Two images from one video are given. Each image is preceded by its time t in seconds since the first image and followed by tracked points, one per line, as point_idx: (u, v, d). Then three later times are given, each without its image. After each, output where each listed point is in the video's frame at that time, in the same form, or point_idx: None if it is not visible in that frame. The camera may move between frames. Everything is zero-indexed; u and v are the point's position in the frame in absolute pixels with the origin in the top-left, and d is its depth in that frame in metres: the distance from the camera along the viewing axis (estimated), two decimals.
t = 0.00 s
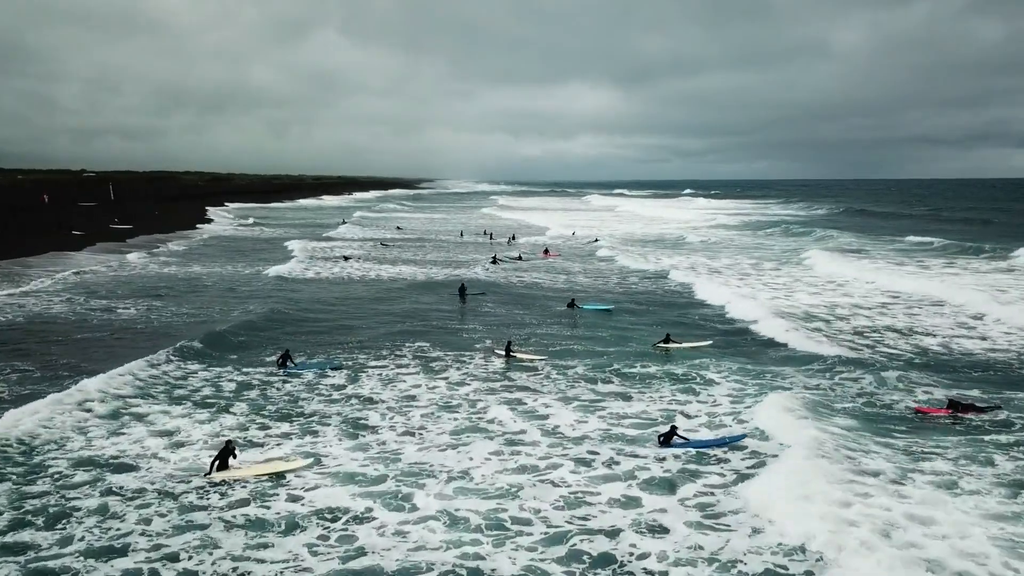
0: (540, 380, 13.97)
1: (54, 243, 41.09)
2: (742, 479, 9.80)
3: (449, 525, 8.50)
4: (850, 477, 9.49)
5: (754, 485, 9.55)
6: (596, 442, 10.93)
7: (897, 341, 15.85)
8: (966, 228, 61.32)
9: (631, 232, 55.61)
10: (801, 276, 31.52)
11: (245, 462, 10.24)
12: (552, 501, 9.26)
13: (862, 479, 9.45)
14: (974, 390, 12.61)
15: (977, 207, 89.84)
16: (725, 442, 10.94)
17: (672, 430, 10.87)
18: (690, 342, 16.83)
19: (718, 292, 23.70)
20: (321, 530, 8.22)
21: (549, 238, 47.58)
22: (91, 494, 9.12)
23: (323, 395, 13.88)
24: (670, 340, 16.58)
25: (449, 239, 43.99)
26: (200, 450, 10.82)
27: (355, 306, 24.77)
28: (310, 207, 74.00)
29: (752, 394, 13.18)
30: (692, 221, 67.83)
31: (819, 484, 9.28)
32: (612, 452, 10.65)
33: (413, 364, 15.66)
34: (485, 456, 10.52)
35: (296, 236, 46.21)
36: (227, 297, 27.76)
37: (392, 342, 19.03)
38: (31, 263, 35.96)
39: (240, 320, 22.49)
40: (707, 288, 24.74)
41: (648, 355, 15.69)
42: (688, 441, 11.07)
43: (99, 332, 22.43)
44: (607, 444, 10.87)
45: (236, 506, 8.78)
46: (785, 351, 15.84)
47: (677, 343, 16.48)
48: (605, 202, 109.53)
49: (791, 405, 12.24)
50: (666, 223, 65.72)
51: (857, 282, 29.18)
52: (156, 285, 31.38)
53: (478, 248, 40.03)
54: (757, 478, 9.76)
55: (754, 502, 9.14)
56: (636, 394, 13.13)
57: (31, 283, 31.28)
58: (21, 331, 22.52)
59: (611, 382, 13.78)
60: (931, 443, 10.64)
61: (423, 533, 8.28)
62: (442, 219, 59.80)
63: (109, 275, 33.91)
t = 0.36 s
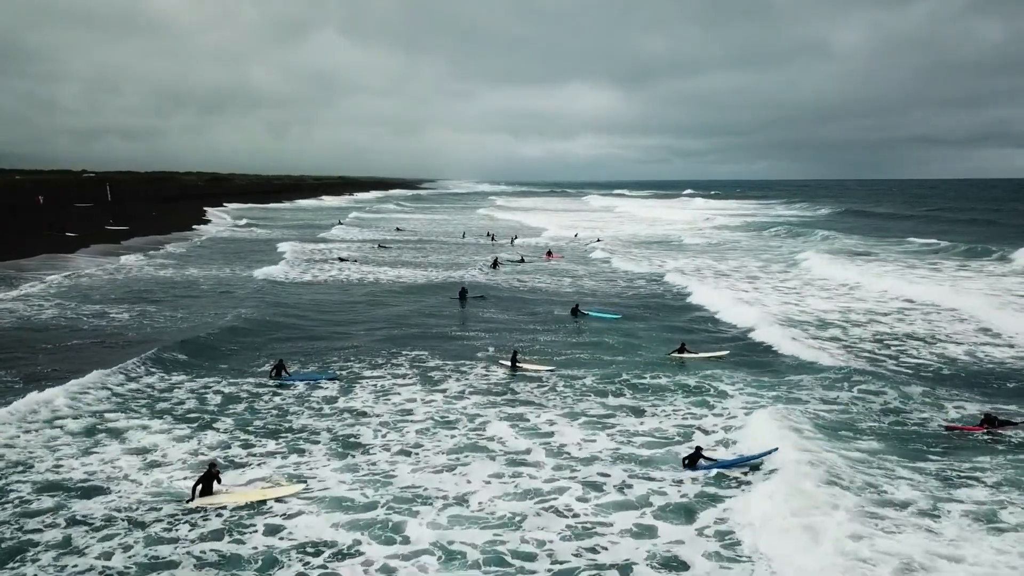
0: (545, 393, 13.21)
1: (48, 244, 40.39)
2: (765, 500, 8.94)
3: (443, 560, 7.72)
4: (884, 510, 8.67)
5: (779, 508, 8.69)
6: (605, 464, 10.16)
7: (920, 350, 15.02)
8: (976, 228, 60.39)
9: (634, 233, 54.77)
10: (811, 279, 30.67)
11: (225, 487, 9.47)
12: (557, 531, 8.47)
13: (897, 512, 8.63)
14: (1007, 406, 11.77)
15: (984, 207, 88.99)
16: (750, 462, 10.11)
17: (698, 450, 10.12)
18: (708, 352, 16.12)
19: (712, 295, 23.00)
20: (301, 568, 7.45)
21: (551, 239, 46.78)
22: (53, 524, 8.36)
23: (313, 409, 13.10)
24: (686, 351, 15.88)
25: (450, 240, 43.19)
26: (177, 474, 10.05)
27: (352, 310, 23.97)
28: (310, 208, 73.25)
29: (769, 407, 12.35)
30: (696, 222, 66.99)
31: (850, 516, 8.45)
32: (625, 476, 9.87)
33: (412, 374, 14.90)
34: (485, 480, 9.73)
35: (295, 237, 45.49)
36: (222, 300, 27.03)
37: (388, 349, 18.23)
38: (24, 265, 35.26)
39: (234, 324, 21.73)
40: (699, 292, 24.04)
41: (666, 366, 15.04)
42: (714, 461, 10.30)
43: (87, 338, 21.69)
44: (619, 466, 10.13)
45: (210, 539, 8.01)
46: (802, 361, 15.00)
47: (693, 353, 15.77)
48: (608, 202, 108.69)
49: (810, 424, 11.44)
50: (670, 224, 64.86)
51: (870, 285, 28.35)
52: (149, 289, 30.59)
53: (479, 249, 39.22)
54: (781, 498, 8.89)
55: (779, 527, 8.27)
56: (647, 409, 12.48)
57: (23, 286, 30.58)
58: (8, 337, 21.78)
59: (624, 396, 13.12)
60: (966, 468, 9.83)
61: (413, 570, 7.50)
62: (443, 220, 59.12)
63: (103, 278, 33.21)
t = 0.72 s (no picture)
0: (551, 409, 12.54)
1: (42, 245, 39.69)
2: (789, 529, 8.14)
3: None
4: (920, 545, 7.89)
5: (804, 539, 7.91)
6: (616, 491, 9.40)
7: (946, 360, 14.22)
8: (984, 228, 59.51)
9: (638, 234, 53.91)
10: (821, 283, 29.88)
11: (201, 517, 8.70)
12: (562, 567, 7.67)
13: (935, 548, 7.83)
14: None
15: (991, 208, 88.13)
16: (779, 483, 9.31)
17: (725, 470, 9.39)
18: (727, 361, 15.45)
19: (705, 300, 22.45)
20: None
21: (554, 241, 45.98)
22: (6, 562, 7.58)
23: (302, 424, 12.30)
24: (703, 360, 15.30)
25: (450, 242, 42.40)
26: (150, 500, 9.28)
27: (348, 315, 23.15)
28: (309, 208, 72.53)
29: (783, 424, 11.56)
30: (700, 223, 66.18)
31: (882, 555, 7.68)
32: (639, 503, 9.12)
33: (409, 386, 14.15)
34: (483, 507, 8.94)
35: (293, 238, 44.80)
36: (216, 304, 26.31)
37: (384, 357, 17.42)
38: (16, 266, 34.55)
39: (226, 330, 20.98)
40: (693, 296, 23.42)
41: (685, 376, 14.47)
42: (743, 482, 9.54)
43: (74, 344, 20.93)
44: (631, 491, 9.41)
45: None
46: (819, 371, 14.20)
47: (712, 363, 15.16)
48: (610, 202, 107.83)
49: (829, 445, 10.67)
50: (673, 225, 64.04)
51: (882, 288, 27.55)
52: (142, 292, 29.78)
53: (481, 251, 38.41)
54: (807, 530, 8.10)
55: (806, 561, 7.49)
56: (661, 425, 11.98)
57: (13, 289, 29.87)
58: None
59: (637, 411, 12.63)
60: (1006, 497, 9.03)
61: None
62: (444, 221, 58.45)
63: (96, 280, 32.50)
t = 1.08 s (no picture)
0: (556, 424, 12.00)
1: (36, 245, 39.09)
2: (817, 564, 7.39)
3: None
4: None
5: None
6: (627, 519, 8.66)
7: (974, 370, 13.45)
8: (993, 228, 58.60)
9: (642, 236, 53.17)
10: (831, 286, 29.11)
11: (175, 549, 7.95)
12: None
13: None
14: None
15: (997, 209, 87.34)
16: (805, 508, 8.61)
17: (750, 483, 8.71)
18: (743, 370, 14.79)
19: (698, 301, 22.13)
20: None
21: (557, 242, 45.24)
22: None
23: (289, 440, 11.57)
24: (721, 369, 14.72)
25: (451, 243, 41.69)
26: (118, 529, 8.53)
27: (344, 320, 22.43)
28: (309, 209, 71.86)
29: (797, 446, 10.66)
30: (704, 224, 65.38)
31: None
32: (654, 530, 8.41)
33: (406, 399, 13.44)
34: (481, 537, 8.19)
35: (292, 238, 44.18)
36: (210, 307, 25.62)
37: (379, 365, 16.70)
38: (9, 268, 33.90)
39: (218, 335, 20.28)
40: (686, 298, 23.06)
41: (699, 387, 13.87)
42: (769, 498, 8.84)
43: (61, 349, 20.24)
44: (644, 518, 8.68)
45: None
46: (837, 381, 13.45)
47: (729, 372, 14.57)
48: (610, 202, 107.34)
49: (853, 469, 9.89)
50: (677, 226, 63.25)
51: (895, 292, 26.76)
52: (134, 296, 29.08)
53: (481, 252, 37.67)
54: (838, 568, 7.35)
55: None
56: (675, 440, 11.43)
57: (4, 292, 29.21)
58: None
59: (647, 426, 12.12)
60: None
61: None
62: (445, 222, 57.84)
63: (89, 282, 31.85)
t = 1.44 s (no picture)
0: (561, 442, 11.40)
1: (28, 246, 38.42)
2: None
3: None
4: None
5: None
6: (639, 555, 7.84)
7: (1007, 384, 12.62)
8: (1004, 229, 57.58)
9: (646, 237, 52.29)
10: (842, 290, 28.28)
11: None
12: None
13: None
14: None
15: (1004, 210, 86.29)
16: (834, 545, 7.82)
17: (777, 509, 8.01)
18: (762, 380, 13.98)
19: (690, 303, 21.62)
20: None
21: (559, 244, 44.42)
22: None
23: (274, 459, 10.75)
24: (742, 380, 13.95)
25: (452, 245, 40.87)
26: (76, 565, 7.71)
27: (340, 325, 21.62)
28: (308, 209, 71.04)
29: (821, 474, 9.71)
30: (708, 225, 64.52)
31: None
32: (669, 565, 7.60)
33: (400, 416, 12.68)
34: None
35: (289, 239, 43.47)
36: (202, 311, 24.90)
37: (374, 375, 15.88)
38: None
39: (208, 341, 19.53)
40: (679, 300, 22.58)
41: (716, 400, 13.11)
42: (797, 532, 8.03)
43: (45, 354, 19.49)
44: (660, 554, 7.87)
45: None
46: (861, 396, 12.62)
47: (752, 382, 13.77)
48: (611, 203, 106.80)
49: (885, 496, 9.07)
50: (681, 226, 62.37)
51: (910, 297, 25.91)
52: (126, 299, 28.29)
53: (483, 254, 36.83)
54: None
55: None
56: (690, 458, 10.73)
57: None
58: None
59: (659, 442, 11.45)
60: None
61: None
62: (446, 223, 57.22)
63: (81, 285, 31.12)
